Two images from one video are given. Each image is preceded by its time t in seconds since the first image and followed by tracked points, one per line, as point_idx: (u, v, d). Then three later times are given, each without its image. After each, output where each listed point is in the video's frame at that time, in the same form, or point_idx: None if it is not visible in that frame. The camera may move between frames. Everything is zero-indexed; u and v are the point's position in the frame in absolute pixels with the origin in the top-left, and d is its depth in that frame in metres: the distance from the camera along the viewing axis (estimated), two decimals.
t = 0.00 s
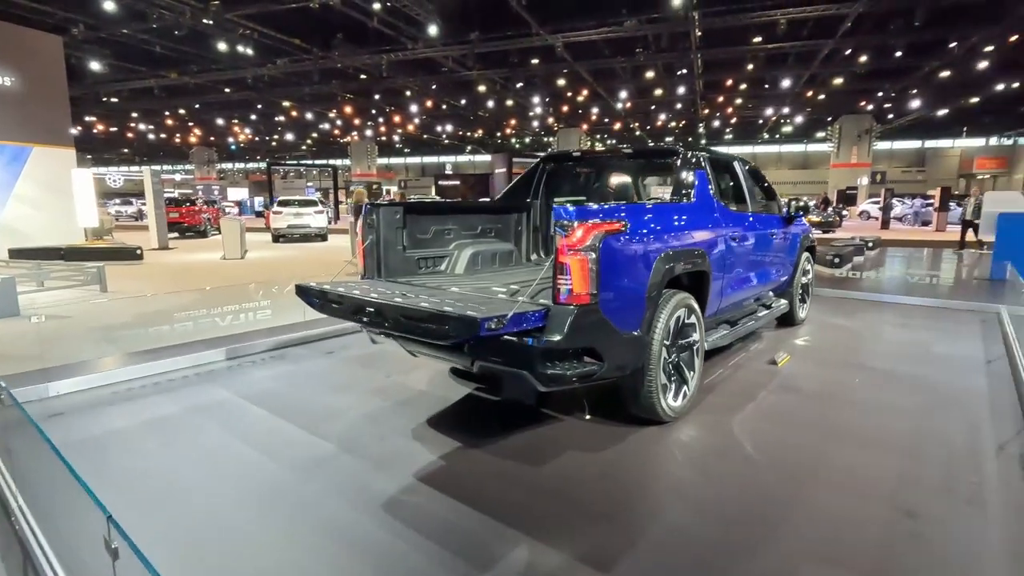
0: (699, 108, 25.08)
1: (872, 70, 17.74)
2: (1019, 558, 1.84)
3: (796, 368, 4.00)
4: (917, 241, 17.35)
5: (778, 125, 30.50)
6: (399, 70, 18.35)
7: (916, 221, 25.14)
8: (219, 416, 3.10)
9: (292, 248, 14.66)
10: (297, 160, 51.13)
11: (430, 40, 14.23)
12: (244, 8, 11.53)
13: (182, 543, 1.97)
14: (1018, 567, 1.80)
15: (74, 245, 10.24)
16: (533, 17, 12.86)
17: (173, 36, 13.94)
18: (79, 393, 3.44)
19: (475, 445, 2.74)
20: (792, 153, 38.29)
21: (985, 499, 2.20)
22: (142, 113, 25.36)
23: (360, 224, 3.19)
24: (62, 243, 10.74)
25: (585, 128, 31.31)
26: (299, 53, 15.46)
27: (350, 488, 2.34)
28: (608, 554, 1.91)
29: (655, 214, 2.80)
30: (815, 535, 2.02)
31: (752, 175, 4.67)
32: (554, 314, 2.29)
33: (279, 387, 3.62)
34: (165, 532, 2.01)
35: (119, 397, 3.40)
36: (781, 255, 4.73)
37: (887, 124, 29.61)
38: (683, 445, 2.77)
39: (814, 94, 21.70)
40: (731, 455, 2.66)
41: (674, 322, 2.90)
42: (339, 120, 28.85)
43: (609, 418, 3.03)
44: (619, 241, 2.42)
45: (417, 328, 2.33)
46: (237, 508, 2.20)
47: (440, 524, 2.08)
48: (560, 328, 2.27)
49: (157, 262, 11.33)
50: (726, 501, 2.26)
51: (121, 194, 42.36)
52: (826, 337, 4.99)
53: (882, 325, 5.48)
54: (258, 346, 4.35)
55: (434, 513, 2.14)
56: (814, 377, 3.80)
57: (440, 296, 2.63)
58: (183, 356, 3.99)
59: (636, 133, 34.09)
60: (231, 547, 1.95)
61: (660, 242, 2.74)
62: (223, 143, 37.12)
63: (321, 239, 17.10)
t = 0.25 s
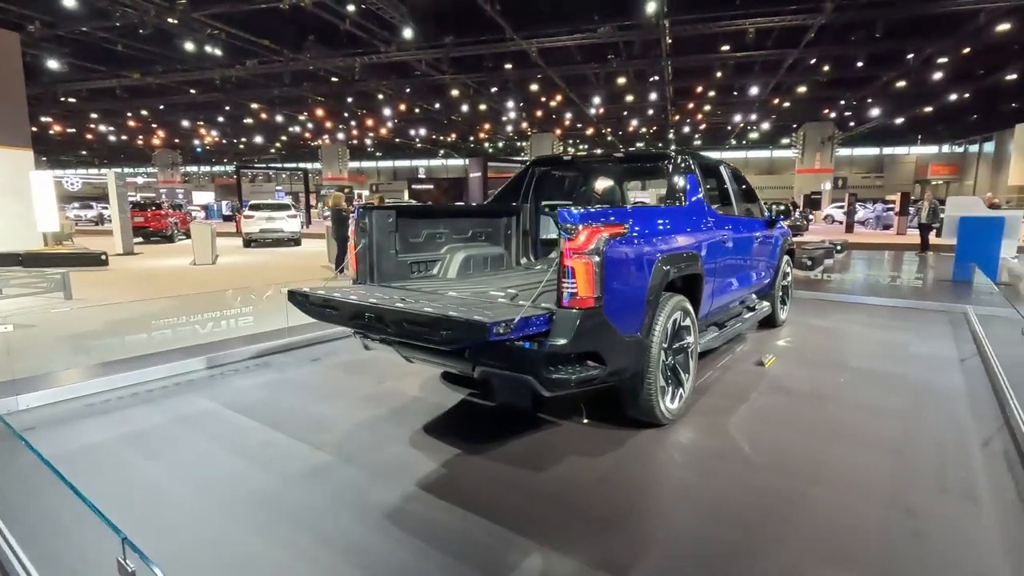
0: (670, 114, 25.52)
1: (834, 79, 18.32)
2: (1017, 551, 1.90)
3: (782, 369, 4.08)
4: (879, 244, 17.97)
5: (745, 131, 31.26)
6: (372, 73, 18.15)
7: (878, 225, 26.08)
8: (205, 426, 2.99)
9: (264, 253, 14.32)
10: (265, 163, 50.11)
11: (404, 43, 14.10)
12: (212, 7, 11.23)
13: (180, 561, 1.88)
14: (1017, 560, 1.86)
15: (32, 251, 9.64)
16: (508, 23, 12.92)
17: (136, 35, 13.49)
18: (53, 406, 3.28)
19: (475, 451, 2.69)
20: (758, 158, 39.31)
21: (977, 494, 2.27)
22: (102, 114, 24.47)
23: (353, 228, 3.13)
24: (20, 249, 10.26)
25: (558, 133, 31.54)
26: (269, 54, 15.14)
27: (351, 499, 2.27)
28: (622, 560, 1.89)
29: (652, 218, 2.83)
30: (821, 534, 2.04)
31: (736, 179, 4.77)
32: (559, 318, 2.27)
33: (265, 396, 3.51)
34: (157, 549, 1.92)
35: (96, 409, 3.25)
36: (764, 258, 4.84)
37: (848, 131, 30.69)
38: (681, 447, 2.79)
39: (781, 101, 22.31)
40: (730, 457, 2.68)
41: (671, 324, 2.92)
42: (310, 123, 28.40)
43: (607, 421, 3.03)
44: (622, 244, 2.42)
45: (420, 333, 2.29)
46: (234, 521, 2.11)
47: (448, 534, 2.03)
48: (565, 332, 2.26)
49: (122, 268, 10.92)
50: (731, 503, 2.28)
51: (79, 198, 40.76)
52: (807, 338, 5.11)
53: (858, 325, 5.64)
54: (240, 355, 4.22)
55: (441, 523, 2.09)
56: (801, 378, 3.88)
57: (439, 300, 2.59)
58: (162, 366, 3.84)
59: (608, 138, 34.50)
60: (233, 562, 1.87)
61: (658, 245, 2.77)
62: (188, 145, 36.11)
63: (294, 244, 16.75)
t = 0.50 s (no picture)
0: (649, 117, 25.79)
1: (807, 83, 18.69)
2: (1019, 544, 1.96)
3: (774, 368, 4.14)
4: (853, 244, 18.42)
5: (723, 134, 31.76)
6: (351, 73, 17.94)
7: (851, 226, 26.74)
8: (200, 433, 2.92)
9: (242, 255, 14.04)
10: (240, 164, 49.21)
11: (384, 43, 13.95)
12: (186, 5, 10.97)
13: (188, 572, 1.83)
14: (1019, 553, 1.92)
15: None
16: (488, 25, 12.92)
17: (106, 32, 13.11)
18: (36, 414, 3.16)
19: (480, 454, 2.67)
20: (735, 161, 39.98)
21: (974, 489, 2.34)
22: (69, 113, 23.73)
23: (352, 229, 3.08)
24: None
25: (538, 135, 31.64)
26: (245, 53, 14.84)
27: (358, 504, 2.23)
28: (637, 561, 1.89)
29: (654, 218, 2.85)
30: (829, 531, 2.08)
31: (727, 181, 4.84)
32: (568, 319, 2.27)
33: (259, 401, 3.44)
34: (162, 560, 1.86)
35: (83, 416, 3.14)
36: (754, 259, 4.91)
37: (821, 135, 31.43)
38: (684, 446, 2.81)
39: (756, 105, 22.71)
40: (733, 456, 2.72)
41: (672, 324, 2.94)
42: (287, 123, 27.97)
43: (609, 422, 3.03)
44: (628, 245, 2.43)
45: (429, 336, 2.26)
46: (240, 529, 2.06)
47: (461, 538, 2.01)
48: (575, 333, 2.25)
49: (95, 272, 10.60)
50: (739, 502, 2.30)
51: (45, 200, 39.45)
52: (794, 337, 5.20)
53: (841, 324, 5.76)
54: (229, 360, 4.14)
55: (453, 528, 2.06)
56: (794, 376, 3.94)
57: (445, 301, 2.57)
58: (148, 371, 3.74)
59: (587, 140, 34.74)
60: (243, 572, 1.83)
61: (660, 246, 2.79)
62: (160, 145, 35.27)
63: (274, 246, 16.46)
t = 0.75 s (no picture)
0: (628, 119, 26.03)
1: (780, 87, 19.06)
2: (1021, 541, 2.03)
3: (766, 368, 4.21)
4: (828, 245, 18.86)
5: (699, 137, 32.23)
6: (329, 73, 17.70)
7: (824, 227, 27.40)
8: (197, 444, 2.84)
9: (220, 258, 13.74)
10: (213, 164, 48.18)
11: (363, 44, 13.77)
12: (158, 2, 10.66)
13: None
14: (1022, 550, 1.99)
15: None
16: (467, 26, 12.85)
17: (73, 28, 12.68)
18: (18, 426, 3.03)
19: (488, 461, 2.65)
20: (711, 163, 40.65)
21: (972, 486, 2.42)
22: (33, 111, 22.91)
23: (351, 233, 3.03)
24: None
25: (517, 137, 31.64)
26: (220, 52, 14.51)
27: (369, 514, 2.19)
28: (655, 567, 1.90)
29: (657, 223, 2.87)
30: (839, 531, 2.12)
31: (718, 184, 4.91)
32: (579, 324, 2.26)
33: (254, 409, 3.36)
34: None
35: (69, 428, 3.02)
36: (743, 261, 4.99)
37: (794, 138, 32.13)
38: (688, 448, 2.84)
39: (733, 108, 23.11)
40: (737, 456, 2.76)
41: (675, 328, 2.96)
42: (263, 123, 27.47)
43: (611, 426, 3.04)
44: (636, 249, 2.43)
45: (440, 342, 2.24)
46: (251, 541, 2.02)
47: (478, 546, 1.98)
48: (585, 338, 2.24)
49: (67, 275, 10.26)
50: (748, 503, 2.34)
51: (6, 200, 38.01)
52: (782, 338, 5.30)
53: (826, 324, 5.89)
54: (218, 367, 4.03)
55: (468, 536, 2.04)
56: (787, 376, 4.02)
57: (452, 306, 2.55)
58: (135, 380, 3.61)
59: (566, 142, 34.91)
60: None
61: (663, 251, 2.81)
62: (129, 144, 34.31)
63: (252, 248, 16.15)
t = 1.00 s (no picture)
0: (607, 121, 26.19)
1: (756, 90, 19.35)
2: None
3: (761, 368, 4.23)
4: (805, 245, 19.24)
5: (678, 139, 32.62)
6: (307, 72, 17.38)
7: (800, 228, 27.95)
8: (191, 452, 2.72)
9: (197, 260, 13.38)
10: (186, 164, 47.02)
11: (342, 42, 13.54)
12: None
13: None
14: None
15: None
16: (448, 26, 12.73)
17: (38, 22, 12.19)
18: None
19: (493, 465, 2.60)
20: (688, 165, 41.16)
21: (975, 482, 2.45)
22: None
23: (348, 234, 2.95)
24: None
25: (497, 138, 31.56)
26: (193, 49, 14.12)
27: (378, 523, 2.11)
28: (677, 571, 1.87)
29: (661, 223, 2.86)
30: (854, 530, 2.12)
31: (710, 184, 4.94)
32: (591, 325, 2.22)
33: (247, 415, 3.25)
34: None
35: (50, 439, 2.87)
36: (736, 261, 5.02)
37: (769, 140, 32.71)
38: (695, 448, 2.83)
39: (710, 111, 23.40)
40: (744, 455, 2.76)
41: (680, 328, 2.95)
42: (238, 122, 26.89)
43: (616, 428, 3.00)
44: (645, 250, 2.40)
45: (451, 344, 2.17)
46: (258, 553, 1.92)
47: (495, 555, 1.92)
48: (597, 339, 2.21)
49: (35, 278, 9.85)
50: (761, 503, 2.33)
51: None
52: (772, 336, 5.35)
53: (813, 323, 5.97)
54: (205, 373, 3.89)
55: (483, 545, 1.98)
56: (782, 375, 4.04)
57: (459, 308, 2.49)
58: (118, 387, 3.46)
59: (546, 143, 34.96)
60: None
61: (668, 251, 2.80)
62: (97, 143, 33.26)
63: (229, 249, 15.78)
